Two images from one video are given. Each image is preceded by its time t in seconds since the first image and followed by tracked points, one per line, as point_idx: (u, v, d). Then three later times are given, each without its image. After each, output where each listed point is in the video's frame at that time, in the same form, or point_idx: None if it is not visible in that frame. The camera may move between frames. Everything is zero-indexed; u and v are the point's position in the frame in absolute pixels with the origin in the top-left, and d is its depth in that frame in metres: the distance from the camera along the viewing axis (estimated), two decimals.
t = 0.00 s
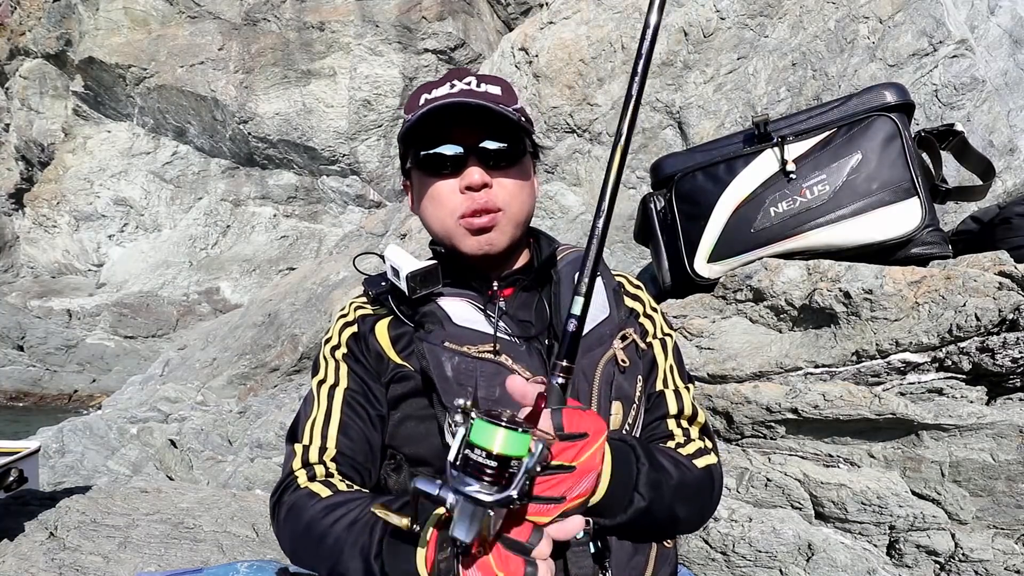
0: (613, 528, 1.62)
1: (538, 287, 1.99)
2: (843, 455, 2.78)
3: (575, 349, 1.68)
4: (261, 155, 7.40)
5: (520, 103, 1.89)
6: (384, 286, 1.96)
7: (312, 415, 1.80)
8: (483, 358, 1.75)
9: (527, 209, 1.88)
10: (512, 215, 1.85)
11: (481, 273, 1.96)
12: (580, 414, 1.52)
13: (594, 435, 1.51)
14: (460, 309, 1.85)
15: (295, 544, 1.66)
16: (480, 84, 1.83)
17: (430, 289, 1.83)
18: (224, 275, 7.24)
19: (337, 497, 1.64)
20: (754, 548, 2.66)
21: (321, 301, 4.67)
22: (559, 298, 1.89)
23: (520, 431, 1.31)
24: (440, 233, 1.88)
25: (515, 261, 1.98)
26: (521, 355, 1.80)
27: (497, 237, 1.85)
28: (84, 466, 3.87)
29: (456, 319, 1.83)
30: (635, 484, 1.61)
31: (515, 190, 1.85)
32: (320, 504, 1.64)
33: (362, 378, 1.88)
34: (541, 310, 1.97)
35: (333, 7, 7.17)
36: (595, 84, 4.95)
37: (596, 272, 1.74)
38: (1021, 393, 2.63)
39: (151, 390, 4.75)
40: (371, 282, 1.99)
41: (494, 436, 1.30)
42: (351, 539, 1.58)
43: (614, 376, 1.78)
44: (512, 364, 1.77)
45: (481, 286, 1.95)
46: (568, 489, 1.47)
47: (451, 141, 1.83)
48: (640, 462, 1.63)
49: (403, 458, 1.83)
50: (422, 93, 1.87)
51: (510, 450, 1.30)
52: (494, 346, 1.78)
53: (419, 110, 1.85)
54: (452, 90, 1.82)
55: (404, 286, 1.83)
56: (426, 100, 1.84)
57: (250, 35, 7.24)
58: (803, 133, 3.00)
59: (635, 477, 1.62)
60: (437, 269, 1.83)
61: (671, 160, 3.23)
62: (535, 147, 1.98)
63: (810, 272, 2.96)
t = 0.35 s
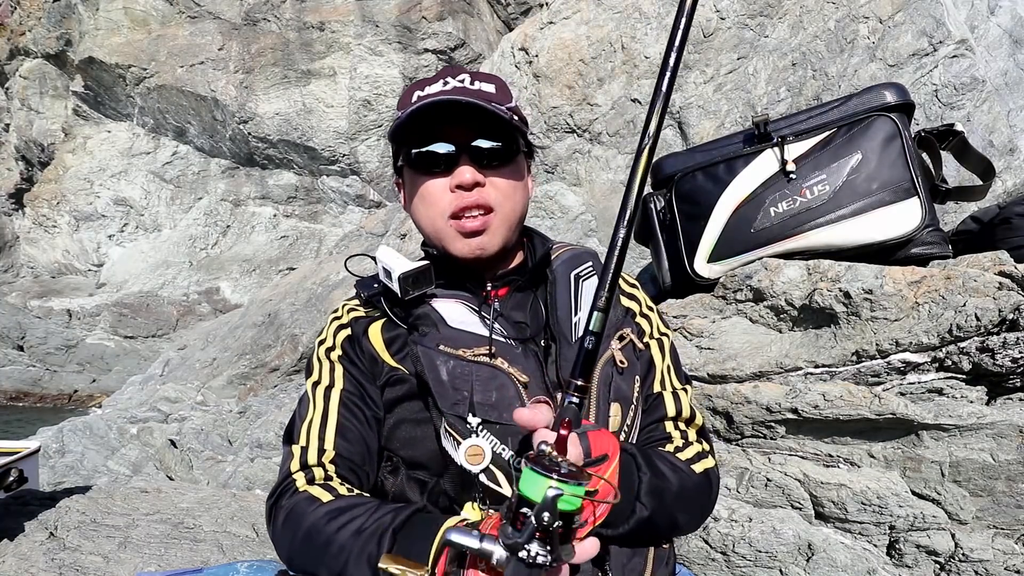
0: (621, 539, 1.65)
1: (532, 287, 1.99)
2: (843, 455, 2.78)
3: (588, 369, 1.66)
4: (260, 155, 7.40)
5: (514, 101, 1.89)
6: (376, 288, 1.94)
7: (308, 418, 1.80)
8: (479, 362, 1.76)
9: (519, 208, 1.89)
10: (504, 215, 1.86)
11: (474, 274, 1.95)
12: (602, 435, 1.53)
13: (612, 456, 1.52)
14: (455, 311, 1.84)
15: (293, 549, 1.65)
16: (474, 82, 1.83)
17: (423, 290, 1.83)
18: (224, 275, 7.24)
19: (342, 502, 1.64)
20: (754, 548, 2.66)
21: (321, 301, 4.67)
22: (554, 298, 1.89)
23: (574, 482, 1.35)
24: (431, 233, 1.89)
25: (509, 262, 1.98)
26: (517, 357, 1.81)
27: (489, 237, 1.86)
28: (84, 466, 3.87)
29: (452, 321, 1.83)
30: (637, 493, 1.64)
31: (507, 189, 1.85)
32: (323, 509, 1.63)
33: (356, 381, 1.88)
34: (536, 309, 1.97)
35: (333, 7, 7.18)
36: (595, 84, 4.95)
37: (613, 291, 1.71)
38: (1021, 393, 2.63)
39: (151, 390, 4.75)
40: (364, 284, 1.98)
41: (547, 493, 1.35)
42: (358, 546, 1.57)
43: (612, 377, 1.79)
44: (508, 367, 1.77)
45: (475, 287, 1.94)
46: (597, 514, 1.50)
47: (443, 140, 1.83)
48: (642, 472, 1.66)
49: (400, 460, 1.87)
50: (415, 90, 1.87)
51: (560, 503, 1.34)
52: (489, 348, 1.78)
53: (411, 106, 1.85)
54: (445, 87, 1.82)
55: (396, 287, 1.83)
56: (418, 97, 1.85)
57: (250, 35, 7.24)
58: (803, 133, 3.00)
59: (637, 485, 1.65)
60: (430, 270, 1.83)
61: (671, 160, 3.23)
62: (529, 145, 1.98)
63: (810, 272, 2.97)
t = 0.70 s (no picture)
0: (625, 532, 1.65)
1: (532, 288, 1.99)
2: (843, 455, 2.78)
3: (566, 358, 1.68)
4: (260, 155, 7.39)
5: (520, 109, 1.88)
6: (378, 290, 1.95)
7: (311, 421, 1.80)
8: (479, 360, 1.76)
9: (523, 218, 1.89)
10: (509, 225, 1.87)
11: (476, 276, 1.96)
12: (582, 425, 1.50)
13: (598, 446, 1.49)
14: (456, 311, 1.84)
15: (297, 549, 1.66)
16: (482, 91, 1.82)
17: (424, 291, 1.83)
18: (224, 275, 7.24)
19: (343, 503, 1.64)
20: (754, 548, 2.66)
21: (321, 301, 4.67)
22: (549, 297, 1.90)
23: (499, 463, 1.32)
24: (436, 240, 1.90)
25: (511, 262, 1.98)
26: (517, 355, 1.81)
27: (493, 247, 1.87)
28: (84, 466, 3.87)
29: (452, 320, 1.82)
30: (649, 485, 1.64)
31: (513, 199, 1.86)
32: (326, 510, 1.63)
33: (358, 382, 1.88)
34: (536, 310, 1.97)
35: (333, 7, 7.18)
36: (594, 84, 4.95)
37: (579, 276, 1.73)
38: (1021, 393, 2.63)
39: (151, 390, 4.75)
40: (365, 287, 1.98)
41: (474, 476, 1.32)
42: (360, 546, 1.58)
43: (611, 374, 1.79)
44: (508, 365, 1.77)
45: (476, 287, 1.94)
46: (577, 503, 1.47)
47: (449, 148, 1.82)
48: (653, 463, 1.67)
49: (402, 460, 1.86)
50: (420, 96, 1.85)
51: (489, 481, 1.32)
52: (489, 346, 1.78)
53: (417, 113, 1.83)
54: (453, 96, 1.81)
55: (398, 289, 1.83)
56: (425, 104, 1.83)
57: (250, 35, 7.24)
58: (802, 133, 3.00)
59: (648, 478, 1.65)
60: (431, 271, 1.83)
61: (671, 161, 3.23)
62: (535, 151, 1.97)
63: (810, 272, 2.97)
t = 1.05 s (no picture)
0: (629, 530, 1.64)
1: (535, 288, 1.99)
2: (843, 455, 2.78)
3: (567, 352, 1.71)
4: (260, 155, 7.39)
5: (521, 110, 1.88)
6: (381, 289, 1.93)
7: (313, 418, 1.79)
8: (481, 358, 1.77)
9: (523, 218, 1.90)
10: (509, 226, 1.87)
11: (476, 275, 1.95)
12: (571, 420, 1.47)
13: (583, 441, 1.46)
14: (459, 310, 1.84)
15: (297, 544, 1.66)
16: (482, 92, 1.82)
17: (426, 290, 1.83)
18: (224, 275, 7.24)
19: (346, 501, 1.64)
20: (754, 548, 2.67)
21: (321, 301, 4.67)
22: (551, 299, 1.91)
23: (476, 433, 1.38)
24: (436, 240, 1.90)
25: (512, 262, 1.98)
26: (519, 354, 1.81)
27: (492, 247, 1.87)
28: (84, 466, 3.87)
29: (454, 318, 1.82)
30: (655, 483, 1.63)
31: (512, 200, 1.86)
32: (328, 507, 1.63)
33: (361, 379, 1.87)
34: (538, 309, 1.97)
35: (333, 7, 7.18)
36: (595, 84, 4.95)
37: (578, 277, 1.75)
38: (1021, 393, 2.63)
39: (152, 390, 4.75)
40: (367, 285, 1.96)
41: (454, 446, 1.37)
42: (361, 545, 1.57)
43: (611, 373, 1.79)
44: (510, 364, 1.78)
45: (477, 287, 1.94)
46: (560, 496, 1.45)
47: (450, 150, 1.82)
48: (658, 461, 1.66)
49: (403, 459, 1.86)
50: (421, 97, 1.85)
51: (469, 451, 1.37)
52: (492, 345, 1.79)
53: (418, 115, 1.83)
54: (454, 96, 1.81)
55: (400, 288, 1.83)
56: (426, 105, 1.83)
57: (250, 35, 7.24)
58: (803, 133, 3.00)
59: (654, 475, 1.64)
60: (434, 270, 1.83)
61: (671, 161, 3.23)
62: (536, 151, 1.97)
63: (810, 272, 2.97)
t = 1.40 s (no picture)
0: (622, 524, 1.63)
1: (535, 287, 1.99)
2: (843, 455, 2.78)
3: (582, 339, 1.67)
4: (260, 155, 7.39)
5: (516, 107, 1.86)
6: (380, 288, 1.94)
7: (313, 414, 1.78)
8: (482, 359, 1.77)
9: (520, 216, 1.90)
10: (506, 226, 1.87)
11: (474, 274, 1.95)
12: (605, 407, 1.56)
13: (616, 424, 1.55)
14: (459, 310, 1.85)
15: (298, 540, 1.64)
16: (475, 89, 1.82)
17: (426, 289, 1.83)
18: (224, 275, 7.23)
19: (351, 493, 1.65)
20: (754, 548, 2.67)
21: (321, 301, 4.67)
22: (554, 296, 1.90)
23: (571, 436, 1.34)
24: (434, 241, 1.90)
25: (511, 261, 1.98)
26: (520, 354, 1.81)
27: (491, 246, 1.88)
28: (84, 466, 3.87)
29: (454, 318, 1.83)
30: (644, 475, 1.63)
31: (508, 199, 1.86)
32: (334, 498, 1.64)
33: (362, 376, 1.87)
34: (538, 309, 1.97)
35: (333, 7, 7.18)
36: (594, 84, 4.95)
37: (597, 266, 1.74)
38: (1021, 393, 2.63)
39: (151, 390, 4.75)
40: (366, 283, 1.97)
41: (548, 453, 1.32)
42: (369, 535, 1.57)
43: (612, 373, 1.79)
44: (510, 365, 1.78)
45: (477, 287, 1.95)
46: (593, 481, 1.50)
47: (446, 149, 1.82)
48: (647, 454, 1.66)
49: (403, 459, 1.88)
50: (414, 96, 1.85)
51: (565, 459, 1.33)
52: (492, 347, 1.79)
53: (412, 115, 1.83)
54: (446, 95, 1.81)
55: (399, 288, 1.83)
56: (419, 105, 1.82)
57: (250, 35, 7.24)
58: (803, 133, 3.00)
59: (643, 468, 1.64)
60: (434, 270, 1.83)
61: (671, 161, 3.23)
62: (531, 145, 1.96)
63: (810, 272, 2.97)
